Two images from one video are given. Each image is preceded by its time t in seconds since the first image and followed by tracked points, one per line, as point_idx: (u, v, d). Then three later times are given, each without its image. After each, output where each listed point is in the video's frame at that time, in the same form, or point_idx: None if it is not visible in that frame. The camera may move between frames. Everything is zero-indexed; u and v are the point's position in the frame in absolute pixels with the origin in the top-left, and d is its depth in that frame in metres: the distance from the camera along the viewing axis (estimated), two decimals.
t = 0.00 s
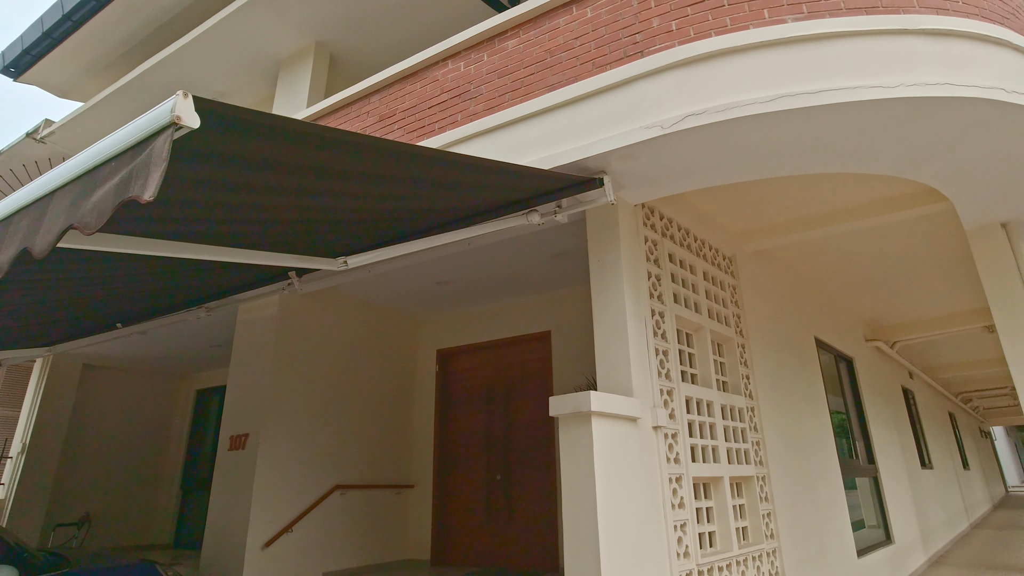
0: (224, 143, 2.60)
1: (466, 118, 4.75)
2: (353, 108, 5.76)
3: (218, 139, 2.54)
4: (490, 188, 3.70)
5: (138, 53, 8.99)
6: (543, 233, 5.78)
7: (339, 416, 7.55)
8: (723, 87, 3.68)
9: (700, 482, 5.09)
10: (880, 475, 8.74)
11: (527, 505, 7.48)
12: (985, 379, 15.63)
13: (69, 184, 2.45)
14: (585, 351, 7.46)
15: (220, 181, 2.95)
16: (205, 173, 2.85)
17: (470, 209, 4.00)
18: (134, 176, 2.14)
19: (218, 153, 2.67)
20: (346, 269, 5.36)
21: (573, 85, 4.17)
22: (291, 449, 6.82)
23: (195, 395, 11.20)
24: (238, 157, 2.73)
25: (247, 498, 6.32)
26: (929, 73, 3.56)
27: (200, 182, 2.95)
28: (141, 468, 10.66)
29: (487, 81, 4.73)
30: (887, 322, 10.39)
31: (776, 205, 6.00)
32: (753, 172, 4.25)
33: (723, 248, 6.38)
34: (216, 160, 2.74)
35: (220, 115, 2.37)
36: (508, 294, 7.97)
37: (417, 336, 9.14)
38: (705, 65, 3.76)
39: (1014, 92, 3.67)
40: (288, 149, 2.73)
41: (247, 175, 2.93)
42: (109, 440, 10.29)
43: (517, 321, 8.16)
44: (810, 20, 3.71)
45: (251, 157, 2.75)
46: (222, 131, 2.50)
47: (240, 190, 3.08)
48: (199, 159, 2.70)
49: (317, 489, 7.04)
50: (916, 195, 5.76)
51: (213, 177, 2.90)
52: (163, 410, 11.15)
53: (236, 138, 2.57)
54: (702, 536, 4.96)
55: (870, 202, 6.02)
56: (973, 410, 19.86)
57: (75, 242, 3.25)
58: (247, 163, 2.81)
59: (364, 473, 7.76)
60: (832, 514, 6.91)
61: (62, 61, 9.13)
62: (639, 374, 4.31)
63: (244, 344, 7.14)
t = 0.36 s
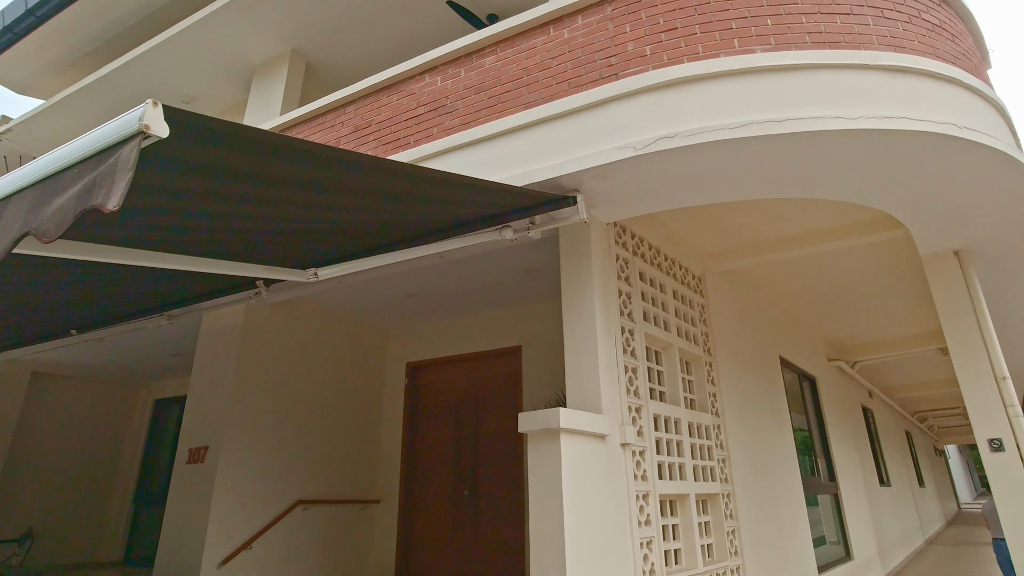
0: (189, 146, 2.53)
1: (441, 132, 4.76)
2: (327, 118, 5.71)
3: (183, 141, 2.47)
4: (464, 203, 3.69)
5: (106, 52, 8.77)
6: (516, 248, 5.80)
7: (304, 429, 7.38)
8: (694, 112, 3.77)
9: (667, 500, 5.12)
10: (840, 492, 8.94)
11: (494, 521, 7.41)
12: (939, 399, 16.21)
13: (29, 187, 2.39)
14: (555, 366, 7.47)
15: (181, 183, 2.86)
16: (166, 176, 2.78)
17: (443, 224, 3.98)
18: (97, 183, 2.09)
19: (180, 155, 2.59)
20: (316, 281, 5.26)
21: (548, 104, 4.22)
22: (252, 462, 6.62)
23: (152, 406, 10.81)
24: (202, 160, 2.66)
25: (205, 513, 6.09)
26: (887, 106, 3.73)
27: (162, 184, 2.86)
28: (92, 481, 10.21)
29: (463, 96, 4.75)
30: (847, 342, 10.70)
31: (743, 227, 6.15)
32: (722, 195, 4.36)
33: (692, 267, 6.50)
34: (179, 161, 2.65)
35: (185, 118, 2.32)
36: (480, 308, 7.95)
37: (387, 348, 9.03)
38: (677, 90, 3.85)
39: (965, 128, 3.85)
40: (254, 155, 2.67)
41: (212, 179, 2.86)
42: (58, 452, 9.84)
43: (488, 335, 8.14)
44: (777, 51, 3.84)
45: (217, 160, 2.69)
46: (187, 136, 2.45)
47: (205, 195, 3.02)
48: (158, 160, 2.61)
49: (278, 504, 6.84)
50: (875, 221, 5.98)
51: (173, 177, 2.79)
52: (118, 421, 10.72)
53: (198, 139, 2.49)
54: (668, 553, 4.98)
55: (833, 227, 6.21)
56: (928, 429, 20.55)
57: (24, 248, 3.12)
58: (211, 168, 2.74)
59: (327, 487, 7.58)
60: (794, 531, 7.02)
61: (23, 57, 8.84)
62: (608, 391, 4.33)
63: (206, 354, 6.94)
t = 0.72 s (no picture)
0: (169, 159, 2.51)
1: (427, 150, 4.77)
2: (312, 132, 5.70)
3: (162, 156, 2.46)
4: (448, 221, 3.69)
5: (89, 58, 8.68)
6: (500, 267, 5.81)
7: (280, 445, 7.24)
8: (676, 137, 3.84)
9: (646, 521, 5.10)
10: (818, 514, 8.99)
11: (473, 540, 7.31)
12: (914, 421, 16.48)
13: (12, 198, 2.40)
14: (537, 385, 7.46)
15: (161, 196, 2.83)
16: (145, 188, 2.74)
17: (426, 242, 3.97)
18: (76, 200, 2.10)
19: (158, 170, 2.58)
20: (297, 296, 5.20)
21: (533, 125, 4.26)
22: (225, 478, 6.47)
23: (124, 419, 10.53)
24: (182, 173, 2.64)
25: (174, 531, 5.91)
26: (863, 137, 3.84)
27: (140, 196, 2.82)
28: (58, 497, 9.88)
29: (450, 115, 4.78)
30: (825, 364, 10.85)
31: (724, 250, 6.24)
32: (704, 219, 4.43)
33: (673, 288, 6.57)
34: (158, 175, 2.63)
35: (166, 132, 2.30)
36: (462, 324, 7.92)
37: (367, 364, 8.93)
38: (661, 115, 3.92)
39: (936, 159, 3.98)
40: (236, 169, 2.65)
41: (192, 192, 2.83)
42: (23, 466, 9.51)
43: (470, 351, 8.10)
44: (758, 81, 3.94)
45: (198, 174, 2.67)
46: (168, 151, 2.44)
47: (185, 209, 2.99)
48: (137, 171, 2.58)
49: (251, 521, 6.67)
50: (851, 246, 6.10)
51: (151, 190, 2.76)
52: (87, 434, 10.42)
53: (179, 154, 2.49)
54: None
55: (811, 251, 6.33)
56: (903, 451, 20.86)
57: None
58: (192, 181, 2.72)
59: (303, 505, 7.42)
60: (773, 553, 7.03)
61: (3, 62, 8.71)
62: (588, 411, 4.33)
63: (181, 367, 6.80)
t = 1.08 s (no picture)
0: (159, 180, 2.51)
1: (418, 176, 4.80)
2: (305, 155, 5.73)
3: (152, 176, 2.46)
4: (437, 248, 3.70)
5: (83, 76, 8.69)
6: (489, 292, 5.82)
7: (260, 470, 7.09)
8: (665, 169, 3.90)
9: (632, 553, 5.03)
10: (804, 546, 8.93)
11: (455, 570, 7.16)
12: (900, 452, 16.51)
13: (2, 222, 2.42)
14: (524, 411, 7.41)
15: (147, 215, 2.80)
16: (133, 210, 2.74)
17: (415, 268, 3.96)
18: (66, 227, 2.12)
19: (148, 191, 2.56)
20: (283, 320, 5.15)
21: (524, 155, 4.32)
22: (202, 504, 6.31)
23: (100, 440, 10.26)
24: (171, 194, 2.63)
25: (147, 558, 5.73)
26: (845, 174, 3.94)
27: (129, 218, 2.82)
28: (26, 520, 9.55)
29: (442, 142, 4.83)
30: (811, 394, 10.90)
31: (711, 280, 6.30)
32: (692, 250, 4.48)
33: (661, 316, 6.61)
34: (146, 195, 2.61)
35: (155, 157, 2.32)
36: (450, 348, 7.88)
37: (353, 388, 8.82)
38: (650, 148, 3.99)
39: (916, 197, 4.08)
40: (226, 192, 2.65)
41: (180, 212, 2.81)
42: None
43: (457, 376, 8.04)
44: (744, 117, 4.04)
45: (187, 196, 2.65)
46: (158, 172, 2.44)
47: (172, 230, 2.97)
48: (125, 194, 2.58)
49: (227, 549, 6.49)
50: (835, 278, 6.20)
51: (138, 209, 2.74)
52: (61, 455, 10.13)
53: (167, 174, 2.47)
54: None
55: (796, 282, 6.41)
56: (889, 482, 20.88)
57: None
58: (181, 202, 2.70)
59: (281, 533, 7.24)
60: None
61: None
62: (575, 440, 4.30)
63: (162, 388, 6.68)
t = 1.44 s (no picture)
0: (151, 212, 2.51)
1: (410, 208, 4.84)
2: (296, 186, 5.76)
3: (142, 208, 2.46)
4: (428, 280, 3.70)
5: (77, 103, 8.73)
6: (478, 323, 5.81)
7: (240, 504, 6.91)
8: (654, 205, 3.97)
9: None
10: None
11: None
12: (889, 487, 16.42)
13: None
14: (511, 444, 7.32)
15: (136, 244, 2.79)
16: (124, 240, 2.73)
17: (405, 299, 3.95)
18: (56, 262, 2.11)
19: (136, 222, 2.55)
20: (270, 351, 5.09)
21: (515, 189, 4.37)
22: (179, 538, 6.12)
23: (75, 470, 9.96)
24: (161, 224, 2.62)
25: None
26: (829, 213, 4.02)
27: (120, 248, 2.81)
28: None
29: (434, 175, 4.89)
30: (800, 428, 10.87)
31: (699, 314, 6.34)
32: (680, 286, 4.52)
33: (649, 350, 6.61)
34: (135, 225, 2.60)
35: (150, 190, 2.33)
36: (438, 379, 7.81)
37: (338, 418, 8.68)
38: (639, 185, 4.06)
39: (898, 236, 4.18)
40: (215, 223, 2.65)
41: (169, 243, 2.80)
42: None
43: (445, 407, 7.95)
44: (730, 156, 4.13)
45: (176, 226, 2.65)
46: (151, 204, 2.45)
47: (162, 260, 2.96)
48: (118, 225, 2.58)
49: None
50: (821, 313, 6.27)
51: (125, 236, 2.71)
52: (33, 486, 9.81)
53: (157, 206, 2.47)
54: None
55: (783, 317, 6.46)
56: (878, 517, 20.71)
57: None
58: (170, 232, 2.70)
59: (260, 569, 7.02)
60: None
61: None
62: (563, 475, 4.25)
63: (142, 417, 6.54)
